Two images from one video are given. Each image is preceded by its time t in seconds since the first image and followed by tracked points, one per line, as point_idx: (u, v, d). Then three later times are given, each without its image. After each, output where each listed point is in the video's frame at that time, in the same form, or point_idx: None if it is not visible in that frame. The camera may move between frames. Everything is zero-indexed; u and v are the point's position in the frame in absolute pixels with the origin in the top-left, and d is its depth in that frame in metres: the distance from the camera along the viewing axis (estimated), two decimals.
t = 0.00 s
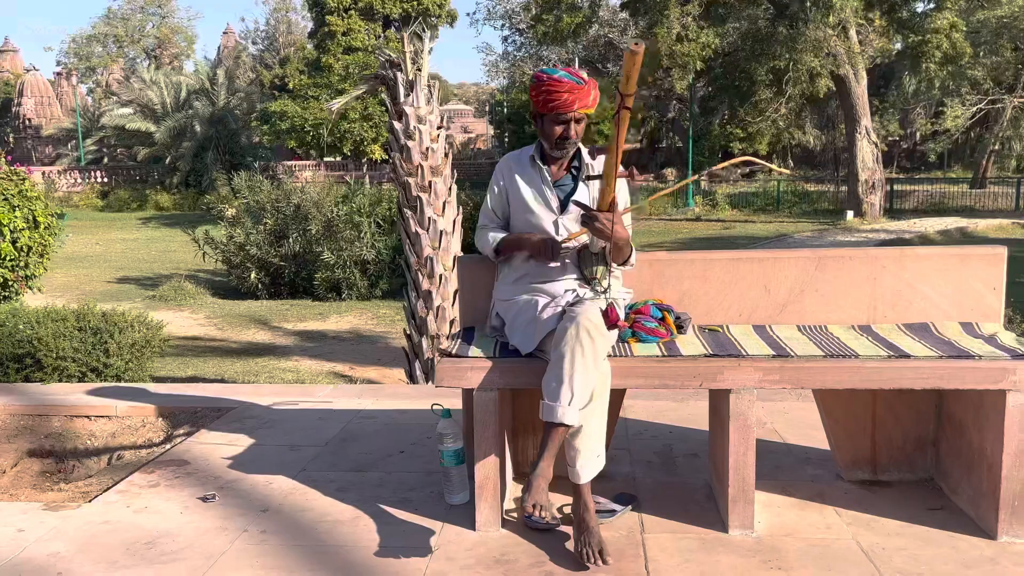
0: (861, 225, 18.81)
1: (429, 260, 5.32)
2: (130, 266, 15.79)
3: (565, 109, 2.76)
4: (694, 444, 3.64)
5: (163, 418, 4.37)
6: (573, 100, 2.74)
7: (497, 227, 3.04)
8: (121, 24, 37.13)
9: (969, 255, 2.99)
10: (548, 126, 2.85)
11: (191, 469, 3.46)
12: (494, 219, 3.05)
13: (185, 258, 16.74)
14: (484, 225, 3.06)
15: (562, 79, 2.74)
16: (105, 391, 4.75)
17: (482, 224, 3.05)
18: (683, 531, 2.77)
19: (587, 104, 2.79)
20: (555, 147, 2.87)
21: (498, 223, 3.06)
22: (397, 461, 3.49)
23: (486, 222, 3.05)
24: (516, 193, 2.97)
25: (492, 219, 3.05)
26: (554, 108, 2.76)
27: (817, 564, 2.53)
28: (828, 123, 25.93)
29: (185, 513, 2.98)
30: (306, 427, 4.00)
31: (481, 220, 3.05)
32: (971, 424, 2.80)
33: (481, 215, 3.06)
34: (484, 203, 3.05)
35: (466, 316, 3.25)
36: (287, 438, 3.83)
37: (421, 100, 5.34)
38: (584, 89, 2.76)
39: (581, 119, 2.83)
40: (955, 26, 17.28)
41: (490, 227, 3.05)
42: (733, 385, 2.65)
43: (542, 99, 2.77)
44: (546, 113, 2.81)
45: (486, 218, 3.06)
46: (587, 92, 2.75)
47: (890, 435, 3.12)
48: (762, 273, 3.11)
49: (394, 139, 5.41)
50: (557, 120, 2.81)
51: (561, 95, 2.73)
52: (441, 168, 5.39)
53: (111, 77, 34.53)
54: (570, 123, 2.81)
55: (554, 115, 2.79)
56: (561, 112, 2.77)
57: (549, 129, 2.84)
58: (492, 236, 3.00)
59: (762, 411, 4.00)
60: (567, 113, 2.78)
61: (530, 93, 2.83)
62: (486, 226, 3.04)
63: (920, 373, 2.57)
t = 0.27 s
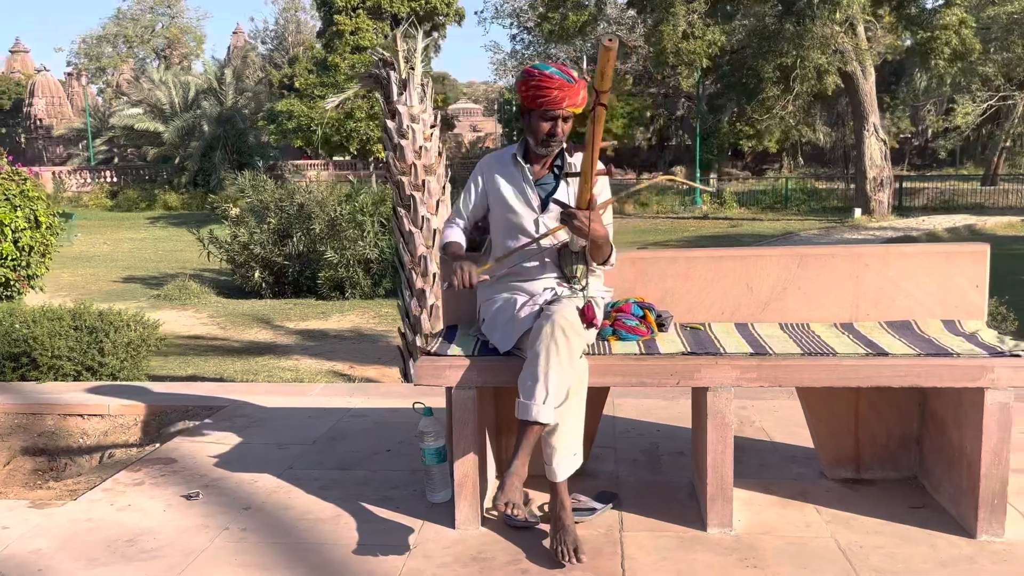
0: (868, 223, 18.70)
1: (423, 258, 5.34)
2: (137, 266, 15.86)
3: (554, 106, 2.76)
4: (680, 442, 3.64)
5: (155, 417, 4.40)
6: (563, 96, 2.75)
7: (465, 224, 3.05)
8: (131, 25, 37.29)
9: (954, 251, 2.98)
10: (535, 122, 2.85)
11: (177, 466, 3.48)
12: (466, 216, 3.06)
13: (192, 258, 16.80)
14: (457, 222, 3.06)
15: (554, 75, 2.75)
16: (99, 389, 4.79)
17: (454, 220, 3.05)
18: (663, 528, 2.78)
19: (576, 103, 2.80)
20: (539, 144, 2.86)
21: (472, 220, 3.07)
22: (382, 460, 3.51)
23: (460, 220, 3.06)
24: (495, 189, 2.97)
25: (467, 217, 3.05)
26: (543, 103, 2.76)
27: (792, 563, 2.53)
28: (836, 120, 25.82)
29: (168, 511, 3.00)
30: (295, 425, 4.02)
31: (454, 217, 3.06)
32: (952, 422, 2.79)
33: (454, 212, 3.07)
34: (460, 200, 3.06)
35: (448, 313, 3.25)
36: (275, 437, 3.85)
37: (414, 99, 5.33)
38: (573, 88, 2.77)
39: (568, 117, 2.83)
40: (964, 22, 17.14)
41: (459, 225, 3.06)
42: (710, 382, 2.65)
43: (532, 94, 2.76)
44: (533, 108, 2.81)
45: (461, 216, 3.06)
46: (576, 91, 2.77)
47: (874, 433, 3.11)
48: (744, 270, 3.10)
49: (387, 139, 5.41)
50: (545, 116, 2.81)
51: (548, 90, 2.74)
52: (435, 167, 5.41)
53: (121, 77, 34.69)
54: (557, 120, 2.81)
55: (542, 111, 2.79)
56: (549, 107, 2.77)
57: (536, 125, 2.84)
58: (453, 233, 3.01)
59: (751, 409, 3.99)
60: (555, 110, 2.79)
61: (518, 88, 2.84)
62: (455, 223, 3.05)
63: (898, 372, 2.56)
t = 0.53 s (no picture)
0: (862, 222, 18.72)
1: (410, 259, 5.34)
2: (131, 268, 15.82)
3: (542, 107, 2.77)
4: (663, 440, 3.66)
5: (140, 418, 4.41)
6: (551, 99, 2.76)
7: (438, 226, 3.03)
8: (126, 27, 37.22)
9: (930, 249, 2.99)
10: (518, 123, 2.86)
11: (160, 468, 3.48)
12: (441, 218, 3.04)
13: (187, 259, 16.77)
14: (431, 223, 3.05)
15: (546, 78, 2.76)
16: (86, 391, 4.79)
17: (426, 221, 3.04)
18: (641, 527, 2.79)
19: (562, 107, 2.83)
20: (521, 144, 2.87)
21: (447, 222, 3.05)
22: (365, 460, 3.52)
23: (434, 222, 3.04)
24: (474, 190, 2.98)
25: (443, 218, 3.05)
26: (530, 103, 2.76)
27: (768, 559, 2.54)
28: (830, 119, 25.85)
29: (148, 512, 3.00)
30: (279, 426, 4.02)
31: (429, 218, 3.04)
32: (927, 419, 2.81)
33: (427, 213, 3.04)
34: (436, 201, 3.05)
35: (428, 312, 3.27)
36: (259, 437, 3.86)
37: (399, 101, 5.37)
38: (558, 91, 2.79)
39: (553, 120, 2.84)
40: (957, 20, 17.16)
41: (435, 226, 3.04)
42: (686, 381, 2.66)
43: (519, 93, 2.76)
44: (518, 107, 2.81)
45: (434, 217, 3.04)
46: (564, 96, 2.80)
47: (852, 431, 3.13)
48: (721, 269, 3.11)
49: (374, 139, 5.40)
50: (531, 117, 2.81)
51: (532, 90, 2.75)
52: (420, 167, 5.40)
53: (116, 79, 34.63)
54: (543, 122, 2.82)
55: (529, 110, 2.79)
56: (534, 108, 2.78)
57: (521, 125, 2.84)
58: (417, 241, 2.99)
59: (734, 408, 4.01)
60: (542, 112, 2.79)
61: (505, 88, 2.85)
62: (427, 226, 3.04)
63: (872, 369, 2.57)
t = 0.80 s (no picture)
0: (843, 222, 18.87)
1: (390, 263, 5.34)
2: (112, 271, 15.70)
3: (506, 107, 2.77)
4: (640, 442, 3.66)
5: (117, 424, 4.38)
6: (515, 98, 2.77)
7: (419, 228, 3.04)
8: (106, 28, 36.92)
9: (901, 249, 3.02)
10: (486, 124, 2.85)
11: (136, 474, 3.45)
12: (420, 220, 3.04)
13: (169, 262, 16.66)
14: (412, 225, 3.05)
15: (506, 76, 2.77)
16: (62, 396, 4.75)
17: (410, 223, 3.04)
18: (617, 528, 2.80)
19: (527, 106, 2.83)
20: (491, 146, 2.87)
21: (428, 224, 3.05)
22: (343, 464, 3.50)
23: (415, 223, 3.04)
24: (449, 192, 2.97)
25: (422, 220, 3.05)
26: (494, 103, 2.77)
27: (743, 559, 2.55)
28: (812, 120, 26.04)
29: (122, 519, 2.98)
30: (257, 431, 4.00)
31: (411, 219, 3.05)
32: (900, 419, 2.83)
33: (409, 215, 3.05)
34: (414, 203, 3.04)
35: (404, 315, 3.27)
36: (236, 442, 3.84)
37: (378, 102, 5.30)
38: (524, 90, 2.80)
39: (520, 120, 2.84)
40: (935, 22, 17.34)
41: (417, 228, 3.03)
42: (660, 382, 2.67)
43: (484, 94, 2.76)
44: (484, 109, 2.81)
45: (415, 219, 3.05)
46: (529, 94, 2.80)
47: (827, 431, 3.15)
48: (697, 270, 3.13)
49: (353, 142, 5.40)
50: (497, 117, 2.81)
51: (499, 92, 2.75)
52: (400, 169, 5.40)
53: (96, 81, 34.35)
54: (510, 122, 2.82)
55: (494, 111, 2.79)
56: (499, 109, 2.78)
57: (488, 126, 2.84)
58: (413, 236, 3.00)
59: (711, 408, 4.02)
60: (507, 111, 2.79)
61: (471, 89, 2.85)
62: (413, 226, 3.04)
63: (844, 368, 2.59)
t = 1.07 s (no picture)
0: (817, 223, 19.06)
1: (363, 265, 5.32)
2: (83, 275, 15.49)
3: (467, 102, 2.76)
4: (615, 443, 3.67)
5: (85, 430, 4.32)
6: (476, 92, 2.76)
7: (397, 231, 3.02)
8: (77, 29, 36.41)
9: (869, 251, 3.05)
10: (451, 122, 2.84)
11: (104, 480, 3.40)
12: (396, 224, 3.02)
13: (141, 266, 16.47)
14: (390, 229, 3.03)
15: (467, 73, 2.77)
16: (29, 403, 4.67)
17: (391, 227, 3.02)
18: (590, 529, 2.80)
19: (492, 102, 2.82)
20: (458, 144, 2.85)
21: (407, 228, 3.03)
22: (316, 468, 3.48)
23: (394, 227, 3.02)
24: (424, 195, 2.96)
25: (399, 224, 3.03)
26: (456, 100, 2.76)
27: (714, 559, 2.57)
28: (786, 122, 26.30)
29: (89, 526, 2.93)
30: (229, 436, 3.96)
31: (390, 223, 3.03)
32: (869, 417, 2.86)
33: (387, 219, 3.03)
34: (391, 206, 3.03)
35: (377, 319, 3.24)
36: (207, 447, 3.79)
37: (351, 104, 5.29)
38: (489, 86, 2.78)
39: (486, 116, 2.83)
40: (906, 26, 17.57)
41: (398, 232, 3.01)
42: (633, 383, 2.67)
43: (448, 92, 2.76)
44: (448, 107, 2.81)
45: (392, 223, 3.02)
46: (492, 90, 2.80)
47: (798, 430, 3.18)
48: (669, 272, 3.15)
49: (326, 143, 5.37)
50: (461, 114, 2.80)
51: (463, 89, 2.75)
52: (373, 171, 5.39)
53: (67, 83, 33.88)
54: (474, 118, 2.81)
55: (456, 108, 2.78)
56: (464, 106, 2.77)
57: (453, 124, 2.83)
58: (402, 237, 2.98)
59: (685, 409, 4.04)
60: (469, 106, 2.78)
61: (436, 89, 2.84)
62: (396, 230, 3.01)
63: (814, 368, 2.61)
